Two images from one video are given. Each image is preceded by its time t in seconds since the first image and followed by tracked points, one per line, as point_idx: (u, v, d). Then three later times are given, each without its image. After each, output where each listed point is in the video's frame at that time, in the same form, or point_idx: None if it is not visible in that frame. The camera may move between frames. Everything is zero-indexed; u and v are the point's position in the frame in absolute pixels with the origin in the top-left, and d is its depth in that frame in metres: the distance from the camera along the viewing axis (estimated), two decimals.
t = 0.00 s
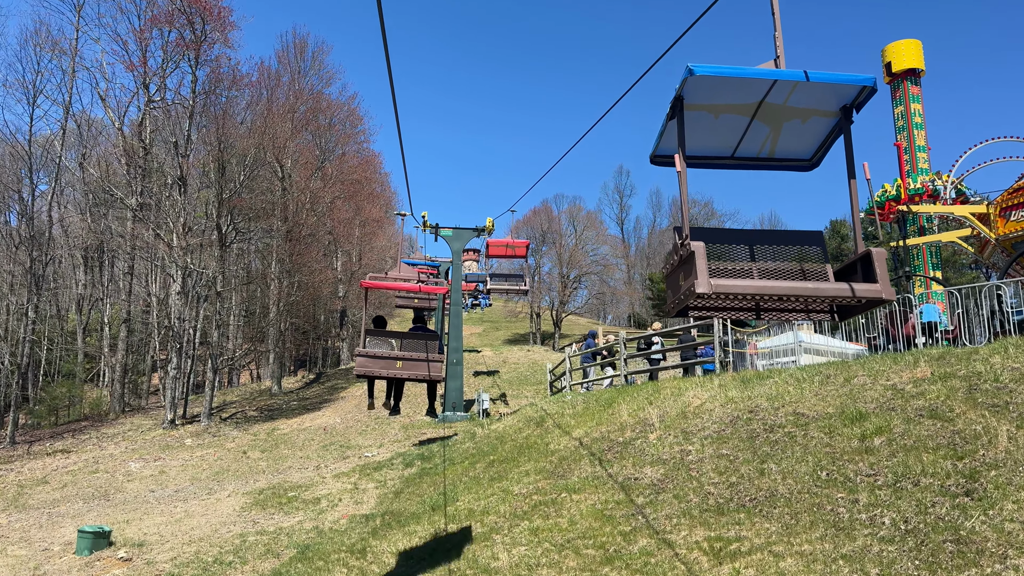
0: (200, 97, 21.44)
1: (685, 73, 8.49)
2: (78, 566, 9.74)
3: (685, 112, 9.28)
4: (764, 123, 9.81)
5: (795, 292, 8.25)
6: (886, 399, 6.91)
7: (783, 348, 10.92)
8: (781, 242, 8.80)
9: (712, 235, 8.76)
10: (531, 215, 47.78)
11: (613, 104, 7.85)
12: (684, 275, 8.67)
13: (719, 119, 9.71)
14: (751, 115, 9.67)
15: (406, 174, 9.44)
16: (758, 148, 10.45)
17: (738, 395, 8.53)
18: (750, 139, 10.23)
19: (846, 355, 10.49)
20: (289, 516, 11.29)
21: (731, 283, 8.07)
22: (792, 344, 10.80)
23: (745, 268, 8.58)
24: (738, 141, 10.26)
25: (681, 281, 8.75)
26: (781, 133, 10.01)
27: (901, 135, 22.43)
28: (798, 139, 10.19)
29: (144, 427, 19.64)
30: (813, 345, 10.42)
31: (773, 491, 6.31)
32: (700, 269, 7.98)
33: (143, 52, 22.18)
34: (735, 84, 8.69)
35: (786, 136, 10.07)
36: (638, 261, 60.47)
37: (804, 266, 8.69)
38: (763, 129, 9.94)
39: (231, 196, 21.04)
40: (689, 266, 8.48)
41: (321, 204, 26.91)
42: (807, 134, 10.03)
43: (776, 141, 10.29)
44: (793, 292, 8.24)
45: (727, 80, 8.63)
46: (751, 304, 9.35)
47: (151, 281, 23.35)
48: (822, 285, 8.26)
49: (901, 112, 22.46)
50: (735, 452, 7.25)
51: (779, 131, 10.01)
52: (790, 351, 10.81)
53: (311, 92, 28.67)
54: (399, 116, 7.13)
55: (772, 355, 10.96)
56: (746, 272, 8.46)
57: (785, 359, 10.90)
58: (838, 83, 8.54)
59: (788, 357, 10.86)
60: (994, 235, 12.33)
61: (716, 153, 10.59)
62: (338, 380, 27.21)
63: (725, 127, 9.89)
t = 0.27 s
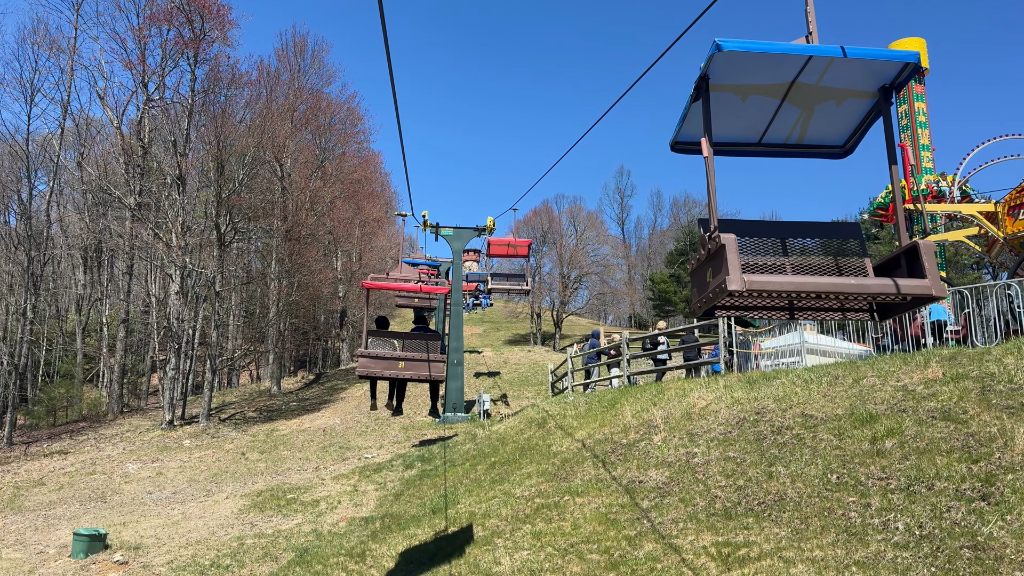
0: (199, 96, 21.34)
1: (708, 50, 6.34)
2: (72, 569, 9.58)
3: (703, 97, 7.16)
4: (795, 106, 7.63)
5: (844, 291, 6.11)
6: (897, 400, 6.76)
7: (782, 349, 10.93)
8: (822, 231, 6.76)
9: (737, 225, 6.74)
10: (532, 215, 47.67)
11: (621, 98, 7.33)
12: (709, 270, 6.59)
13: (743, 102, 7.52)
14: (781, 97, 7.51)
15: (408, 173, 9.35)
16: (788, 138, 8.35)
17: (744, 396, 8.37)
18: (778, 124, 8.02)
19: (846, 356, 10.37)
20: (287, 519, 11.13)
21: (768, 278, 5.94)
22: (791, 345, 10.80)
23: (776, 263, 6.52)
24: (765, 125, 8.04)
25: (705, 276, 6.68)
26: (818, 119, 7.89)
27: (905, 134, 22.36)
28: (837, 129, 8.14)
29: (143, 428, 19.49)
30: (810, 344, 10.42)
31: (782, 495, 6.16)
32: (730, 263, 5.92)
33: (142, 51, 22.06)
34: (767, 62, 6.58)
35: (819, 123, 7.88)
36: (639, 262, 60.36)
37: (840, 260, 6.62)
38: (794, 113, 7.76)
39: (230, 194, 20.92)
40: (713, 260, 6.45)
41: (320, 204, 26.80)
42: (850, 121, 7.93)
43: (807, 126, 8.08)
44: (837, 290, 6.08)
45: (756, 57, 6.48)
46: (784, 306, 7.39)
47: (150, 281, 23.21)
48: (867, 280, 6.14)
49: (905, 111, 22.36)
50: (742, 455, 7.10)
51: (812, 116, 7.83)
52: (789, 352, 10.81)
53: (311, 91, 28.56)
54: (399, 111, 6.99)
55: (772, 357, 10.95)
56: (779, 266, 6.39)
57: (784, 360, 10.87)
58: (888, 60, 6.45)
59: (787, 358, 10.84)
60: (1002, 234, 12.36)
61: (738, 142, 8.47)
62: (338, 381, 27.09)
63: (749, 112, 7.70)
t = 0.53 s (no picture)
0: (199, 95, 21.24)
1: (744, 19, 5.87)
2: (68, 572, 9.42)
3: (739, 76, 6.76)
4: (837, 84, 7.21)
5: (900, 288, 5.54)
6: (909, 401, 6.62)
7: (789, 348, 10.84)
8: (862, 221, 6.34)
9: (778, 215, 6.24)
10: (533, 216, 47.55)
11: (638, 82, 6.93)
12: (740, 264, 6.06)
13: (780, 80, 7.06)
14: (822, 74, 7.10)
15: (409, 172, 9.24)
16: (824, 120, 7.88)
17: (752, 397, 8.24)
18: (817, 104, 7.60)
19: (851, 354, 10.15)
20: (286, 521, 10.98)
21: (812, 271, 5.38)
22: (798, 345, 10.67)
23: (819, 255, 5.98)
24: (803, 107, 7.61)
25: (737, 273, 6.17)
26: (856, 97, 7.44)
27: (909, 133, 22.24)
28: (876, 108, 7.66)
29: (141, 429, 19.33)
30: (815, 345, 10.30)
31: (793, 498, 6.03)
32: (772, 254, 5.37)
33: (141, 49, 21.94)
34: (807, 30, 6.12)
35: (865, 103, 7.50)
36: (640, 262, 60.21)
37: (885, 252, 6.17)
38: (836, 91, 7.31)
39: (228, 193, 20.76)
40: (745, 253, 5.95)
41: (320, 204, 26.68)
42: (889, 99, 7.45)
43: (847, 107, 7.63)
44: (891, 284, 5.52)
45: (798, 28, 6.06)
46: (826, 305, 7.11)
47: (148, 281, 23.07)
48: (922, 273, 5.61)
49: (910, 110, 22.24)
50: (751, 457, 6.97)
51: (855, 95, 7.45)
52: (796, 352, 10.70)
53: (311, 90, 28.41)
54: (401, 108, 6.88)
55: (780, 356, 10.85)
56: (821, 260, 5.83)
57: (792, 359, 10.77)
58: (940, 30, 6.06)
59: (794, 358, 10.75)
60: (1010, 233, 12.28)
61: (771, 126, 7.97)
62: (338, 382, 26.92)
63: (788, 90, 7.27)
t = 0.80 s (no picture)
0: (199, 94, 21.13)
1: None
2: None
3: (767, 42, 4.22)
4: (886, 50, 4.65)
5: (962, 280, 3.37)
6: (923, 401, 6.49)
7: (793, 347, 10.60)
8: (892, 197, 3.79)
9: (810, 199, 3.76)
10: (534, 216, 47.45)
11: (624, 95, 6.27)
12: (784, 250, 3.62)
13: (816, 47, 4.54)
14: (868, 38, 4.60)
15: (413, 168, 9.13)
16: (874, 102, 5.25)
17: (760, 397, 8.10)
18: (861, 77, 4.87)
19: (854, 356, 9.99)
20: (286, 523, 10.84)
21: (868, 254, 3.25)
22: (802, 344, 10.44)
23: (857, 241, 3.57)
24: (847, 76, 4.82)
25: (778, 261, 3.70)
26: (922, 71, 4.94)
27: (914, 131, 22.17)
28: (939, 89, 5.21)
29: (141, 430, 19.19)
30: (822, 346, 10.06)
31: (805, 500, 5.90)
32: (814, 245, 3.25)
33: (140, 47, 21.79)
34: None
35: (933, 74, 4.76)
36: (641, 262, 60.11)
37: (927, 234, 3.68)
38: (885, 58, 4.71)
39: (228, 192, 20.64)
40: (793, 235, 3.52)
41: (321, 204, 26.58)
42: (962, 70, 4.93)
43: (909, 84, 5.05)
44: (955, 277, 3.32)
45: None
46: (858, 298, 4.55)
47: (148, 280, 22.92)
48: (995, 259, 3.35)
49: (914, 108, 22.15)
50: (760, 458, 6.85)
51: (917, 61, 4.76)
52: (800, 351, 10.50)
53: (312, 89, 28.26)
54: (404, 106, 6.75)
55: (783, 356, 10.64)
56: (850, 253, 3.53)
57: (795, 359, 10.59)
58: None
59: (797, 357, 10.55)
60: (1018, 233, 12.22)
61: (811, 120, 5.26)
62: (338, 382, 26.77)
63: (819, 63, 4.67)
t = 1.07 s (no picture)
0: (199, 92, 21.04)
1: None
2: None
3: None
4: (946, 15, 3.72)
5: None
6: (937, 401, 6.37)
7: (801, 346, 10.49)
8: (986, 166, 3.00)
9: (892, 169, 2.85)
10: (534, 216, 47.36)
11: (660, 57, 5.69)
12: (838, 233, 2.65)
13: (867, 7, 3.63)
14: None
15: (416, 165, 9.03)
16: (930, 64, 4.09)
17: (769, 397, 7.96)
18: (916, 47, 3.89)
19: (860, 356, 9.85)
20: (286, 525, 10.69)
21: (942, 234, 2.35)
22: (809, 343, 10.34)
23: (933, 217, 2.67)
24: (901, 43, 3.82)
25: (828, 247, 2.73)
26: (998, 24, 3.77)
27: (918, 130, 22.08)
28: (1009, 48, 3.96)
29: (140, 430, 19.05)
30: (830, 346, 10.03)
31: (818, 502, 5.77)
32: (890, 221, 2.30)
33: (140, 45, 21.69)
34: None
35: (1001, 47, 3.80)
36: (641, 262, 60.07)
37: None
38: (946, 24, 3.75)
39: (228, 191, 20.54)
40: (852, 215, 2.55)
41: (321, 204, 26.50)
42: None
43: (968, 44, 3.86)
44: None
45: None
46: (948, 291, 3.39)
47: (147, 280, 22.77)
48: None
49: (918, 106, 22.09)
50: (771, 459, 6.72)
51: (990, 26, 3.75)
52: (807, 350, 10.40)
53: (312, 88, 28.14)
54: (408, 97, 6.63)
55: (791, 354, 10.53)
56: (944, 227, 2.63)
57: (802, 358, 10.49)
58: None
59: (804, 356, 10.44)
60: None
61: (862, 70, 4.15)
62: (338, 382, 26.62)
63: (871, 30, 3.75)
